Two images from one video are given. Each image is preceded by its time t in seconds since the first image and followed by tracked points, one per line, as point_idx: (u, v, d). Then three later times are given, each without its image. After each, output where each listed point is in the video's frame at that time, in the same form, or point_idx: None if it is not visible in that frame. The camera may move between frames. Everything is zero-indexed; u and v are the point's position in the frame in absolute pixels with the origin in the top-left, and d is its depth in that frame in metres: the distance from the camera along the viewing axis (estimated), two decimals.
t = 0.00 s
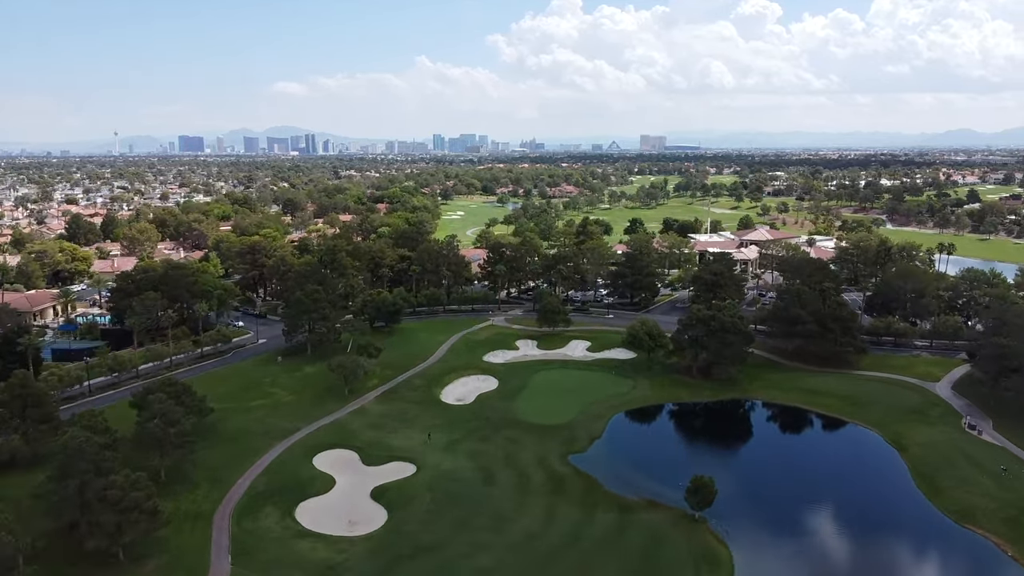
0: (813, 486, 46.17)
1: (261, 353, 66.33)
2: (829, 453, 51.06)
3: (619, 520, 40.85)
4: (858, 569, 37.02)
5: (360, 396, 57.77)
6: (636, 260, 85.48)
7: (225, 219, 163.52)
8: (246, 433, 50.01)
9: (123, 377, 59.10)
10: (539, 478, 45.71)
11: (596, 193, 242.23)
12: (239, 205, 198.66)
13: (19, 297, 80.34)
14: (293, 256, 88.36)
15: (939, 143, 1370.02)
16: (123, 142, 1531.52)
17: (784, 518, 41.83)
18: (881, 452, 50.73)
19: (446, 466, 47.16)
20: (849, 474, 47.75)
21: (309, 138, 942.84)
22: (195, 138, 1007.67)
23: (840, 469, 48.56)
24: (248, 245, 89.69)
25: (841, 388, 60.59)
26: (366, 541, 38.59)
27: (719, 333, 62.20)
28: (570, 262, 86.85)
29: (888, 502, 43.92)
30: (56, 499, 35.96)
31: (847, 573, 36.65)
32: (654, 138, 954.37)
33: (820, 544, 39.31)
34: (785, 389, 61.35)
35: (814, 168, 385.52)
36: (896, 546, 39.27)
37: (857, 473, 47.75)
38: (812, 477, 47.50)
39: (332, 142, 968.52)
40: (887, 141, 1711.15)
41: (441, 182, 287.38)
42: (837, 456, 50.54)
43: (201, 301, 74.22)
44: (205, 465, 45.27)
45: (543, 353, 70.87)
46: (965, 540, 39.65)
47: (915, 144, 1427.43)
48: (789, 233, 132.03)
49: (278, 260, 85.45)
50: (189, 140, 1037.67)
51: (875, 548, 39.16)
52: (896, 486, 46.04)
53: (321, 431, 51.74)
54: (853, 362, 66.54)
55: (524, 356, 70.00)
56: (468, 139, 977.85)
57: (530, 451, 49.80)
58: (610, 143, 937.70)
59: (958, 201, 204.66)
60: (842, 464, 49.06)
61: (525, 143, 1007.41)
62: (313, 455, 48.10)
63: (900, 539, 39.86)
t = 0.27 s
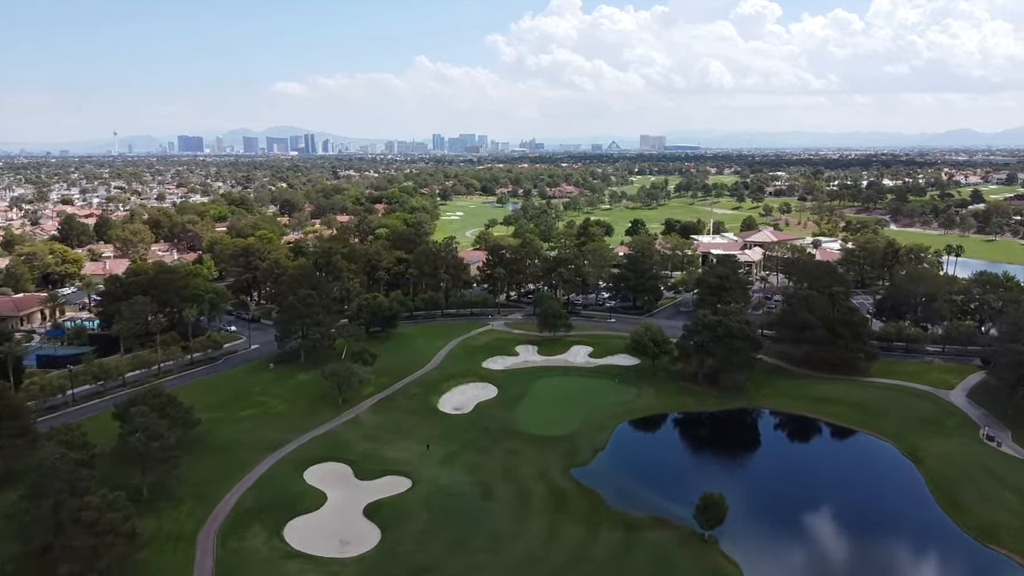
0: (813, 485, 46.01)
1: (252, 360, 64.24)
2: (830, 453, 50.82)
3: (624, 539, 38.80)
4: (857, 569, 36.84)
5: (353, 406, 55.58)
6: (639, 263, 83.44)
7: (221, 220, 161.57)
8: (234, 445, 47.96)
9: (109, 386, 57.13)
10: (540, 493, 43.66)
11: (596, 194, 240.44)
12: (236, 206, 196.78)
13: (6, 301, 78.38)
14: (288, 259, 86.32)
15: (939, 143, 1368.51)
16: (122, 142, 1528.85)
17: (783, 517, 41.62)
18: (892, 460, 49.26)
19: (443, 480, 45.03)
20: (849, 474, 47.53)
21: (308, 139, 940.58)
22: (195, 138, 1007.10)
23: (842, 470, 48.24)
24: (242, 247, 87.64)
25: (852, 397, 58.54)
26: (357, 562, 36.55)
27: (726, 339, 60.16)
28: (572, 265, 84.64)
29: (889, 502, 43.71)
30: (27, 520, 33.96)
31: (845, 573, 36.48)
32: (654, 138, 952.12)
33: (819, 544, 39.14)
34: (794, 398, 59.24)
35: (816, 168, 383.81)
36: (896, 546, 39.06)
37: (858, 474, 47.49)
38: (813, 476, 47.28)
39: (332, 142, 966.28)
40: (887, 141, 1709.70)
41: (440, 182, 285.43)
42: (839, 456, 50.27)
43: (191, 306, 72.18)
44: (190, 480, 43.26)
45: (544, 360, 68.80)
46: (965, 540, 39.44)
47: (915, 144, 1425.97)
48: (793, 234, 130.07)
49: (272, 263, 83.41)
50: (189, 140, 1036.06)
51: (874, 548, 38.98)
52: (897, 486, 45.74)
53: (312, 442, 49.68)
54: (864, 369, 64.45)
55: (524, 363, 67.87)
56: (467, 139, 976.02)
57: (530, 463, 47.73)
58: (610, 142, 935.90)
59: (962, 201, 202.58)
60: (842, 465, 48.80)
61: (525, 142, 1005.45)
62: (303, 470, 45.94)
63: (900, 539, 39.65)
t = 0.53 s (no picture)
0: (810, 486, 46.30)
1: (243, 367, 62.12)
2: (832, 458, 50.32)
3: (630, 560, 36.80)
4: (856, 569, 37.07)
5: (347, 417, 53.41)
6: (642, 266, 81.36)
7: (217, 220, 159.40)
8: (221, 459, 45.87)
9: (93, 395, 55.03)
10: (542, 510, 41.56)
11: (596, 194, 238.43)
12: (232, 206, 194.60)
13: None
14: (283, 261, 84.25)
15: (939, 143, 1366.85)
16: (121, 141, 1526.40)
17: (782, 519, 41.83)
18: (903, 471, 47.98)
19: (440, 496, 42.99)
20: (847, 476, 47.78)
21: (307, 139, 938.19)
22: (193, 138, 1005.05)
23: (839, 471, 48.47)
24: (234, 250, 85.52)
25: (866, 407, 56.41)
26: None
27: (733, 345, 58.14)
28: (573, 267, 82.58)
29: (886, 502, 43.98)
30: None
31: (844, 573, 36.70)
32: (653, 138, 950.07)
33: (818, 544, 39.37)
34: (805, 407, 57.15)
35: (817, 168, 381.89)
36: (894, 545, 39.31)
37: (855, 475, 47.69)
38: (810, 478, 47.52)
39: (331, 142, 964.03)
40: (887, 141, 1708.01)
41: (439, 182, 283.44)
42: (838, 459, 50.18)
43: (181, 310, 70.09)
44: (173, 496, 41.15)
45: (545, 366, 66.72)
46: (963, 539, 39.72)
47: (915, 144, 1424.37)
48: (797, 235, 128.04)
49: (266, 265, 81.28)
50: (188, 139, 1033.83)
51: (872, 547, 39.25)
52: (894, 486, 45.97)
53: (303, 455, 47.58)
54: (876, 377, 62.37)
55: (525, 370, 65.73)
56: (467, 139, 974.00)
57: (531, 478, 45.63)
58: (610, 142, 934.01)
59: (967, 202, 200.55)
60: (840, 467, 48.95)
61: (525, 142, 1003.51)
62: (293, 486, 43.79)
63: (898, 539, 39.93)
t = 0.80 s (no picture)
0: (807, 486, 45.92)
1: (233, 375, 59.94)
2: (841, 467, 48.63)
3: None
4: (855, 568, 36.69)
5: (339, 428, 51.21)
6: (645, 269, 79.36)
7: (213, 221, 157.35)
8: (207, 473, 43.76)
9: (76, 404, 52.94)
10: (543, 529, 39.46)
11: (597, 194, 236.53)
12: (229, 207, 192.53)
13: None
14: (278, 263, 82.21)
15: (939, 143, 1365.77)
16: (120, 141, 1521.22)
17: (781, 519, 41.32)
18: (910, 476, 46.83)
19: (436, 514, 40.89)
20: (846, 476, 47.32)
21: (307, 139, 935.25)
22: (192, 138, 1003.68)
23: (838, 472, 48.07)
24: (227, 252, 83.36)
25: (879, 416, 54.31)
26: None
27: (741, 352, 56.08)
28: (574, 270, 80.58)
29: (885, 502, 43.65)
30: None
31: (844, 572, 36.29)
32: (653, 138, 948.38)
33: (818, 543, 38.94)
34: (816, 417, 54.96)
35: (819, 168, 380.14)
36: (892, 545, 38.99)
37: (854, 476, 47.26)
38: (810, 478, 46.98)
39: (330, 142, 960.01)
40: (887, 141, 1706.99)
41: (438, 182, 281.50)
42: (841, 461, 49.35)
43: (170, 315, 67.98)
44: (154, 514, 39.04)
45: (545, 373, 64.62)
46: (964, 540, 39.38)
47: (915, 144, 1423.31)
48: (801, 237, 126.10)
49: (259, 268, 79.16)
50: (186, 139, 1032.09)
51: (871, 546, 38.91)
52: (894, 488, 45.50)
53: (293, 469, 45.49)
54: (888, 385, 60.31)
55: (525, 377, 63.62)
56: (466, 139, 971.38)
57: (532, 493, 43.50)
58: (610, 142, 931.00)
59: (970, 203, 198.68)
60: (839, 468, 48.41)
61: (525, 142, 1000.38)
62: (281, 503, 41.58)
63: (897, 539, 39.56)
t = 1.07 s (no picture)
0: (806, 487, 45.52)
1: (221, 383, 57.74)
2: (852, 478, 46.80)
3: None
4: (854, 569, 36.50)
5: (331, 440, 48.99)
6: (648, 272, 77.29)
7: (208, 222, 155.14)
8: (191, 489, 41.62)
9: (56, 415, 50.81)
10: (545, 550, 37.32)
11: (597, 195, 234.51)
12: (225, 207, 190.40)
13: None
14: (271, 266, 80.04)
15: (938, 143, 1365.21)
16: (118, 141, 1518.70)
17: (783, 523, 40.65)
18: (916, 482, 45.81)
19: (432, 534, 38.73)
20: (851, 483, 46.15)
21: (306, 139, 933.02)
22: (191, 138, 1002.12)
23: (836, 472, 47.78)
24: (219, 255, 81.10)
25: (894, 427, 52.25)
26: None
27: (749, 360, 53.96)
28: (576, 273, 78.50)
29: (884, 502, 43.42)
30: None
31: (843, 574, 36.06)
32: (652, 138, 947.11)
33: (817, 544, 38.63)
34: (827, 428, 52.82)
35: (820, 168, 378.53)
36: (889, 544, 38.88)
37: (852, 477, 47.00)
38: (811, 483, 46.14)
39: (329, 142, 957.80)
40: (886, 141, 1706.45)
41: (437, 182, 279.52)
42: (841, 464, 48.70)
43: (158, 320, 65.74)
44: (133, 534, 36.88)
45: (546, 380, 62.46)
46: (964, 539, 39.15)
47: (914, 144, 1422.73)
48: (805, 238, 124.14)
49: (251, 271, 76.95)
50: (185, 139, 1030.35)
51: (868, 544, 38.80)
52: (893, 488, 45.20)
53: (282, 484, 43.35)
54: (900, 394, 58.22)
55: (525, 385, 61.46)
56: (466, 139, 968.92)
57: (533, 511, 41.37)
58: (610, 143, 929.31)
59: (974, 203, 196.78)
60: (838, 470, 48.04)
61: (524, 142, 998.44)
62: (267, 523, 39.36)
63: (896, 539, 39.36)
